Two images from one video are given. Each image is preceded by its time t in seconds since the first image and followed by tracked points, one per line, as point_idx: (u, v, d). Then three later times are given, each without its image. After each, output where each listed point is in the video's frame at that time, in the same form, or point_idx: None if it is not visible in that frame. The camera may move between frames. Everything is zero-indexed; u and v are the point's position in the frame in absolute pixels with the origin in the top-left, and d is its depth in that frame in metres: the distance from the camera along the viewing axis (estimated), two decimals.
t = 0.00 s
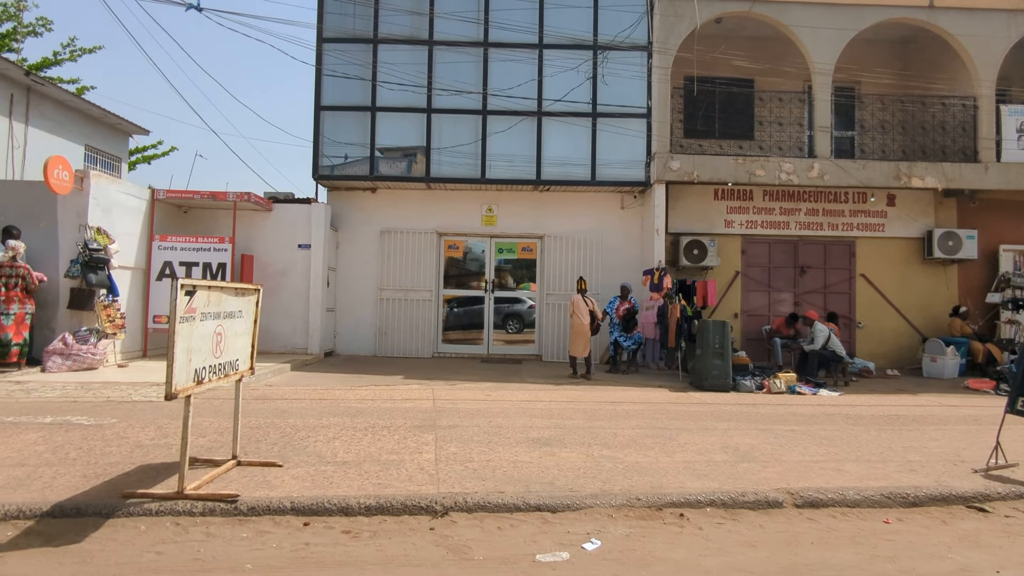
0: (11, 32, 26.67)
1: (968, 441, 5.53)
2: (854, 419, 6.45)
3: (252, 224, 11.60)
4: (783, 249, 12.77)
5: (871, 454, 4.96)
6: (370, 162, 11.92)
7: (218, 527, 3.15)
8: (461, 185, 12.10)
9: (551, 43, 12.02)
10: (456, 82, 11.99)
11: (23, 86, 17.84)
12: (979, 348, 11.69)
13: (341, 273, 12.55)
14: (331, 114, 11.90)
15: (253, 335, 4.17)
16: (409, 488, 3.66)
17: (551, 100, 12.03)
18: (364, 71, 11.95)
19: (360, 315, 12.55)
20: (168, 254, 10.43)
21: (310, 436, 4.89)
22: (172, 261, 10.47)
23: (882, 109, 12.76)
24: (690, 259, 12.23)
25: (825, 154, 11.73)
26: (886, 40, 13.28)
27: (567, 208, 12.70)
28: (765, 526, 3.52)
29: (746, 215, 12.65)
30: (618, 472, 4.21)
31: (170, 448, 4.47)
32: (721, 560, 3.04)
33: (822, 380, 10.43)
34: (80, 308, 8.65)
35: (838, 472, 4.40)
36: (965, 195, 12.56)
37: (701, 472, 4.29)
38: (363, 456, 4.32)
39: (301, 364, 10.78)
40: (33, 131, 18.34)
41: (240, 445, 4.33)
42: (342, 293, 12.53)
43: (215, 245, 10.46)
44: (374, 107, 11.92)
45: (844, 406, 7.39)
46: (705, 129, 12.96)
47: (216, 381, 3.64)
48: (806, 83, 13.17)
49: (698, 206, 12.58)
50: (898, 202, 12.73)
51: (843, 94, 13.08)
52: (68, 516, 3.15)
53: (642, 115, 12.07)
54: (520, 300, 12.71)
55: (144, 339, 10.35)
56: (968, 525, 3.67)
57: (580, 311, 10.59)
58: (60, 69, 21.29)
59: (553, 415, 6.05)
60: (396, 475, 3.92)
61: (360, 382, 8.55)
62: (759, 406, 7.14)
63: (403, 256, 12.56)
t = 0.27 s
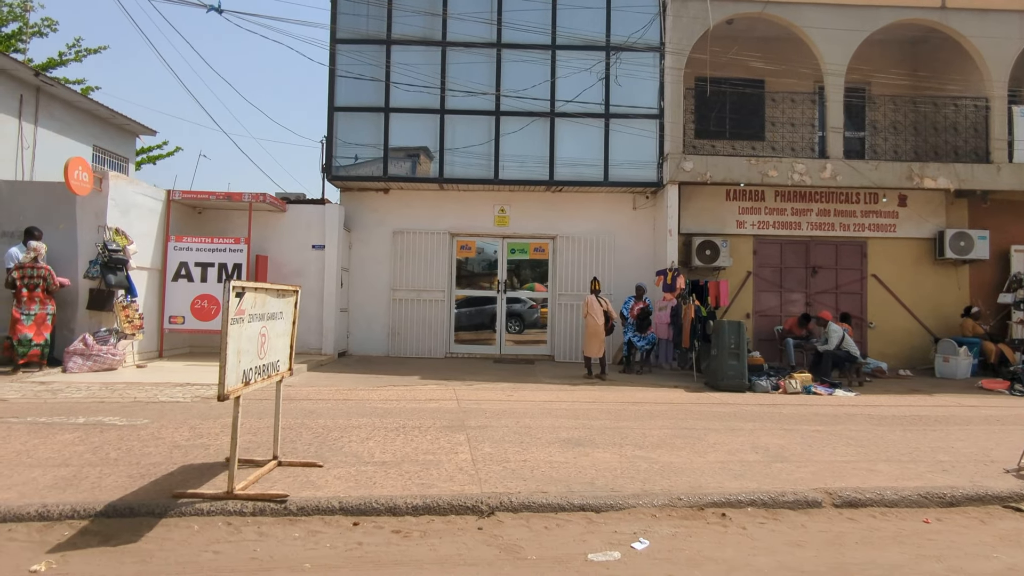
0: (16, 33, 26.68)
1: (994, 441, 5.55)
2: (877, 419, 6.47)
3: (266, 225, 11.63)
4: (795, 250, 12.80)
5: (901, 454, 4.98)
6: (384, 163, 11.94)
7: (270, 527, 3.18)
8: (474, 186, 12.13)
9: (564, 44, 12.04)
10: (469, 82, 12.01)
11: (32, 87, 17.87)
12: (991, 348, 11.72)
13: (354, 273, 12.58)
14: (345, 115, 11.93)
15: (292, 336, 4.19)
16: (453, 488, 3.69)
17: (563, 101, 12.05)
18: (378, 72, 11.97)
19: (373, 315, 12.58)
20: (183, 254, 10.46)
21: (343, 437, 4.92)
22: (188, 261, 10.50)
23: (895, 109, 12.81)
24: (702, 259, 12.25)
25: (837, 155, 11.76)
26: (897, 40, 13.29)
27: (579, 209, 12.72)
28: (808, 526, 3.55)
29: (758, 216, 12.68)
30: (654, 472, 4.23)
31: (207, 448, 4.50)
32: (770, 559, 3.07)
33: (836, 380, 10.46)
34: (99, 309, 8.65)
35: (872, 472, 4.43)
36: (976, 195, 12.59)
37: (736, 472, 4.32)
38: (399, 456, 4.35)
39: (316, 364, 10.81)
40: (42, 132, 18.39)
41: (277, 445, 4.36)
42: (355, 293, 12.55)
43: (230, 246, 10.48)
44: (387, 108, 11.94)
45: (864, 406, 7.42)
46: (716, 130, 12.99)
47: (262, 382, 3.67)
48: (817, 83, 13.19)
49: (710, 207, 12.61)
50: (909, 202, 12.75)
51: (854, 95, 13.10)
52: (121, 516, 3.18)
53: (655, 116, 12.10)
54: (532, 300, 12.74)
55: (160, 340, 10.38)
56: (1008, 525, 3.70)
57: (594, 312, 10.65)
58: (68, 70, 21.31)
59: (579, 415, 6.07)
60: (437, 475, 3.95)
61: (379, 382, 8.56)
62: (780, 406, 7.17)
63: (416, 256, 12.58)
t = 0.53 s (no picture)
0: (23, 33, 26.72)
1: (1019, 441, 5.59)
2: (898, 419, 6.51)
3: (280, 226, 11.65)
4: (806, 250, 12.82)
5: (929, 454, 5.01)
6: (397, 164, 11.96)
7: (321, 526, 3.20)
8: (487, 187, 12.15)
9: (577, 45, 12.06)
10: (482, 83, 12.04)
11: (42, 87, 17.91)
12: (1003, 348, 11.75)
13: (367, 274, 12.60)
14: (358, 116, 11.95)
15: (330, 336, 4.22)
16: (495, 488, 3.72)
17: (576, 102, 12.07)
18: (391, 73, 12.00)
19: (386, 315, 12.62)
20: (199, 255, 10.48)
21: (375, 437, 4.96)
22: (203, 262, 10.52)
23: (907, 110, 12.72)
24: (715, 260, 12.27)
25: (849, 156, 11.79)
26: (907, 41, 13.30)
27: (591, 209, 12.75)
28: (849, 526, 3.57)
29: (769, 216, 12.71)
30: (689, 472, 4.27)
31: (244, 448, 4.54)
32: (818, 558, 3.10)
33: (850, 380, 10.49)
34: (118, 309, 8.66)
35: (905, 472, 4.45)
36: (987, 196, 12.62)
37: (771, 472, 4.35)
38: (436, 457, 4.38)
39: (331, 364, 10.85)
40: (51, 133, 18.43)
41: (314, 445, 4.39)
42: (367, 294, 12.58)
43: (246, 246, 10.50)
44: (400, 109, 11.97)
45: (883, 407, 7.45)
46: (727, 131, 13.02)
47: (306, 382, 3.71)
48: (826, 84, 13.21)
49: (721, 208, 12.64)
50: (920, 203, 12.79)
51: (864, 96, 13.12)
52: (172, 516, 3.20)
53: (667, 117, 12.12)
54: (545, 301, 12.77)
55: (175, 340, 10.40)
56: None
57: (608, 312, 10.70)
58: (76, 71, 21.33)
59: (604, 415, 6.11)
60: (476, 475, 3.98)
61: (397, 383, 8.59)
62: (800, 407, 7.21)
63: (429, 257, 12.61)
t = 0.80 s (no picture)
0: (28, 33, 26.74)
1: None
2: (920, 420, 6.54)
3: (293, 227, 11.67)
4: (817, 251, 12.85)
5: (958, 454, 5.04)
6: (410, 164, 11.99)
7: (370, 526, 3.23)
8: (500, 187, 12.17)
9: (589, 45, 12.09)
10: (495, 84, 12.06)
11: (51, 87, 17.94)
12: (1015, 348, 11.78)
13: (379, 274, 12.62)
14: (371, 116, 11.98)
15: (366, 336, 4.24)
16: (536, 488, 3.74)
17: (589, 102, 12.10)
18: (404, 74, 12.02)
19: (398, 316, 12.64)
20: (214, 256, 10.50)
21: (407, 437, 4.99)
22: (218, 262, 10.54)
23: (918, 111, 12.79)
24: (726, 260, 12.29)
25: (861, 156, 11.82)
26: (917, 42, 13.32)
27: (603, 210, 12.78)
28: (889, 525, 3.60)
29: (781, 217, 12.74)
30: (724, 472, 4.30)
31: (279, 448, 4.57)
32: (864, 557, 3.13)
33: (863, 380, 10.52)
34: (137, 310, 8.61)
35: (937, 472, 4.48)
36: (998, 197, 12.66)
37: (804, 472, 4.38)
38: (472, 456, 4.41)
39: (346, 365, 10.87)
40: (60, 134, 18.45)
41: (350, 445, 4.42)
42: (380, 294, 12.60)
43: (261, 247, 10.52)
44: (413, 110, 11.99)
45: (902, 407, 7.48)
46: (739, 132, 13.05)
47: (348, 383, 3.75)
48: (837, 85, 13.24)
49: (733, 208, 12.67)
50: (931, 203, 12.83)
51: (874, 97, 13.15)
52: (223, 515, 3.23)
53: (679, 117, 12.15)
54: (551, 300, 12.78)
55: (191, 340, 10.43)
56: None
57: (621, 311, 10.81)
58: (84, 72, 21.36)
59: (628, 415, 6.14)
60: (515, 475, 4.00)
61: (415, 383, 8.62)
62: (820, 407, 7.25)
63: (441, 257, 12.64)
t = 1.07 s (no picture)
0: (34, 34, 26.73)
1: None
2: (941, 420, 6.57)
3: (307, 228, 11.69)
4: (828, 251, 12.88)
5: (985, 454, 5.07)
6: (423, 165, 12.02)
7: (418, 526, 3.26)
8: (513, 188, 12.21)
9: (602, 46, 12.13)
10: (508, 85, 12.09)
11: (60, 87, 17.95)
12: None
13: (391, 275, 12.65)
14: (385, 117, 11.99)
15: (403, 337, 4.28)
16: (577, 488, 3.77)
17: (601, 103, 12.13)
18: (417, 75, 12.04)
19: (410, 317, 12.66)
20: (229, 256, 10.50)
21: (438, 438, 5.02)
22: (233, 263, 10.53)
23: (930, 111, 12.82)
24: (739, 261, 12.31)
25: (873, 157, 11.84)
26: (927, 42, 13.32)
27: (615, 211, 12.80)
28: (929, 525, 3.63)
29: (792, 217, 12.77)
30: (758, 472, 4.33)
31: (313, 447, 4.60)
32: (910, 556, 3.16)
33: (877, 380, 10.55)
34: (155, 311, 8.64)
35: (969, 472, 4.51)
36: (1009, 198, 12.69)
37: (837, 472, 4.41)
38: (507, 456, 4.44)
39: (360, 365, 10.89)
40: (69, 134, 18.45)
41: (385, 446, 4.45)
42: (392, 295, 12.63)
43: (276, 247, 10.54)
44: (427, 111, 12.01)
45: (921, 407, 7.51)
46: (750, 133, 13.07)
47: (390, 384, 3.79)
48: (846, 86, 13.25)
49: (745, 209, 12.70)
50: (942, 204, 12.86)
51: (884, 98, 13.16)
52: (272, 515, 3.26)
53: (692, 118, 12.19)
54: (556, 300, 12.79)
55: (207, 341, 10.46)
56: None
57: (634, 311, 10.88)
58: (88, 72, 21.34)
59: (652, 415, 6.16)
60: (553, 475, 4.03)
61: (432, 383, 8.65)
62: (840, 407, 7.28)
63: (453, 258, 12.66)
